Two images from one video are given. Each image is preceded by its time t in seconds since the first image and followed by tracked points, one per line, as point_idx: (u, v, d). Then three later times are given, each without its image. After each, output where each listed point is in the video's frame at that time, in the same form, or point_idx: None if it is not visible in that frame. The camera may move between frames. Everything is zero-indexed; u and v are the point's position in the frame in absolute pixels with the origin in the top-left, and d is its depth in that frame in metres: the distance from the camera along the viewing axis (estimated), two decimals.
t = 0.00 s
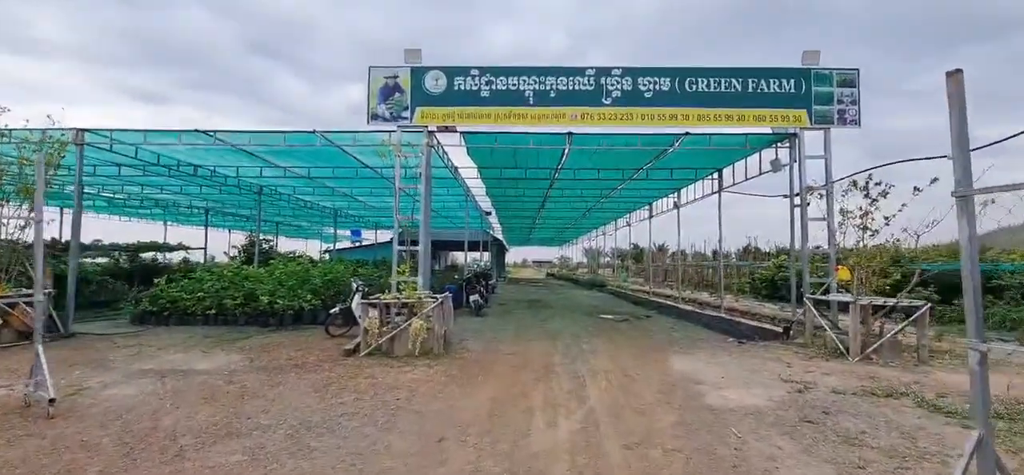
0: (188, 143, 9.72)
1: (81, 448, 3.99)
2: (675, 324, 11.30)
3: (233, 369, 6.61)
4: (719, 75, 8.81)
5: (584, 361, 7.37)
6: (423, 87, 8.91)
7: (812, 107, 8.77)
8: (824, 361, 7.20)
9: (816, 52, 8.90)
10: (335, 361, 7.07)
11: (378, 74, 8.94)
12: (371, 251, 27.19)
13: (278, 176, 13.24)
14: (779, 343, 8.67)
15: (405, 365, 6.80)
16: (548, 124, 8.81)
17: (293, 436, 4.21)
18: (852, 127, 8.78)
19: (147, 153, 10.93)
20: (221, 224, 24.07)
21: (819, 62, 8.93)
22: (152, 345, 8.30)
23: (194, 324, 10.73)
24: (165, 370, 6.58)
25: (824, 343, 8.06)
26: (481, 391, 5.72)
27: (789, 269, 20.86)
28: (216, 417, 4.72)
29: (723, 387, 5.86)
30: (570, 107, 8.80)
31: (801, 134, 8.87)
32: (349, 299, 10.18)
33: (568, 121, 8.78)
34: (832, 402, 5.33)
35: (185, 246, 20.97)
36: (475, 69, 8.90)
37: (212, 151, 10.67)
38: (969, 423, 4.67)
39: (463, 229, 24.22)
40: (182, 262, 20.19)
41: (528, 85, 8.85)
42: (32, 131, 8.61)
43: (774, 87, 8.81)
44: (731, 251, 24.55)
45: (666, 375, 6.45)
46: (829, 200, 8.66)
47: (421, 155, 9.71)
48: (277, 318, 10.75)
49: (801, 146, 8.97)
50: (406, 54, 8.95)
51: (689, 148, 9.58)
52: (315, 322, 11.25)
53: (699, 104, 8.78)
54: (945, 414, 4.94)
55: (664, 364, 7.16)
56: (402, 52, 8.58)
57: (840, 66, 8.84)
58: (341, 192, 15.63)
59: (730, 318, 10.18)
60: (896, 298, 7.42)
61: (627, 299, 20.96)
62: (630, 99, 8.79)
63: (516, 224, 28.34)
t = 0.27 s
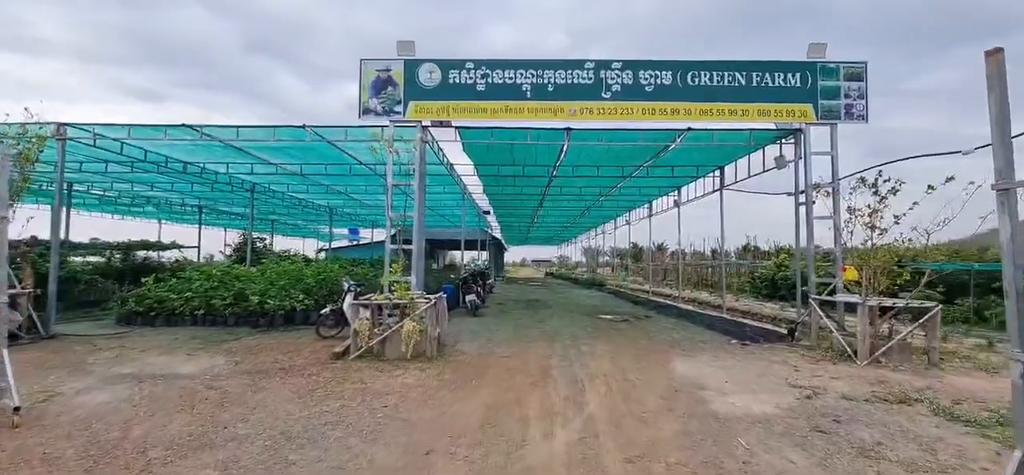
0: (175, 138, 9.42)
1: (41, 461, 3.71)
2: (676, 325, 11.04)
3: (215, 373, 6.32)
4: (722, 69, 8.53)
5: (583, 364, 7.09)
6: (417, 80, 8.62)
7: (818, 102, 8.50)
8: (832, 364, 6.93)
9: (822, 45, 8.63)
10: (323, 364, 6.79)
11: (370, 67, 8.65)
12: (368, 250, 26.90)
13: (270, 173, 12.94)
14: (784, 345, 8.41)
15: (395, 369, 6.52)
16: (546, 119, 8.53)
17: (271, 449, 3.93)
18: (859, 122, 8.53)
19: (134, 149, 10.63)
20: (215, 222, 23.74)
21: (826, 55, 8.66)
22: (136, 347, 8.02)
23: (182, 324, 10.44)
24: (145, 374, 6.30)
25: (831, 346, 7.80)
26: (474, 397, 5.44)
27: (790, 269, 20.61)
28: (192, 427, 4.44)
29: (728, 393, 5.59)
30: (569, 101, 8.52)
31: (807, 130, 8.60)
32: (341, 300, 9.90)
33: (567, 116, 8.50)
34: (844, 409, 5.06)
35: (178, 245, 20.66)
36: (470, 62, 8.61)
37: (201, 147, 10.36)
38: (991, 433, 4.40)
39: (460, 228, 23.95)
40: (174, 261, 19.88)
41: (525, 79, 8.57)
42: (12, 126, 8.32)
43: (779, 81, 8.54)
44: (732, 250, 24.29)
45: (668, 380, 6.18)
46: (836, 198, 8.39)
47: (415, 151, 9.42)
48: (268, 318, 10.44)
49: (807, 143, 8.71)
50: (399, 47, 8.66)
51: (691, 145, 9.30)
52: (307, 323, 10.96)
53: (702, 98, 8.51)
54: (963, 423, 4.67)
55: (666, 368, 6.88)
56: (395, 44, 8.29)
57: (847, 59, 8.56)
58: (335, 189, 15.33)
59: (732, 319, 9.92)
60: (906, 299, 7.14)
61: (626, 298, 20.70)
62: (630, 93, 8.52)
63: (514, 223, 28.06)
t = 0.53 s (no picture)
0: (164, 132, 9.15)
1: None
2: (678, 324, 10.81)
3: (202, 376, 6.08)
4: (728, 62, 8.27)
5: (584, 366, 6.86)
6: (413, 73, 8.36)
7: (827, 96, 8.24)
8: (842, 367, 6.69)
9: (831, 37, 8.38)
10: (315, 366, 6.55)
11: (364, 59, 8.38)
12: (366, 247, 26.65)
13: (264, 168, 12.68)
14: (790, 346, 8.18)
15: (390, 372, 6.28)
16: (546, 112, 8.27)
17: (252, 460, 3.70)
18: (869, 117, 8.24)
19: (124, 144, 10.36)
20: (211, 218, 23.49)
21: (834, 48, 8.40)
22: (123, 347, 7.78)
23: (173, 323, 10.20)
24: (129, 376, 6.06)
25: (840, 347, 7.56)
26: (470, 402, 5.21)
27: (792, 267, 20.38)
28: (171, 435, 4.21)
29: (736, 398, 5.35)
30: (570, 94, 8.26)
31: (815, 124, 8.34)
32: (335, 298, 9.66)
33: (568, 110, 8.24)
34: (858, 416, 4.82)
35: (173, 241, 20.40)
36: (468, 54, 8.34)
37: (192, 142, 10.10)
38: (1016, 443, 4.16)
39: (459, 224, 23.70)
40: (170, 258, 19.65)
41: (524, 71, 8.30)
42: None
43: (787, 74, 8.28)
44: (733, 247, 24.05)
45: (672, 384, 5.94)
46: (844, 195, 8.14)
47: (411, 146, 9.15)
48: (261, 317, 10.19)
49: (815, 138, 8.45)
50: (394, 38, 8.40)
51: (695, 140, 9.05)
52: (301, 322, 10.73)
53: (707, 92, 8.25)
54: (987, 431, 4.43)
55: (670, 370, 6.64)
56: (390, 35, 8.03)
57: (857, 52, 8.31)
58: (331, 185, 15.07)
59: (736, 319, 9.69)
60: (918, 299, 6.89)
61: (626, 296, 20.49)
62: (634, 86, 8.25)
63: (513, 220, 27.83)
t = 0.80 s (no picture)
0: (154, 127, 8.88)
1: None
2: (682, 326, 10.56)
3: (189, 380, 5.82)
4: (736, 55, 8.02)
5: (587, 370, 6.60)
6: (411, 66, 8.10)
7: (838, 91, 7.99)
8: (856, 371, 6.44)
9: (842, 30, 8.13)
10: (308, 370, 6.28)
11: (361, 52, 8.12)
12: (364, 247, 26.39)
13: (260, 166, 12.42)
14: (800, 349, 7.92)
15: (385, 376, 6.02)
16: (548, 108, 8.01)
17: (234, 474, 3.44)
18: (882, 113, 8.00)
19: (114, 140, 10.10)
20: (208, 217, 23.22)
21: (845, 42, 8.15)
22: (110, 349, 7.52)
23: (165, 324, 9.93)
24: (113, 380, 5.80)
25: (852, 350, 7.31)
26: (470, 409, 4.95)
27: (795, 268, 20.15)
28: (150, 445, 3.95)
29: (748, 405, 5.10)
30: (573, 89, 8.00)
31: (826, 120, 8.09)
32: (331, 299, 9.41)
33: (570, 105, 7.99)
34: (880, 424, 4.57)
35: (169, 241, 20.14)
36: (468, 47, 8.08)
37: (185, 138, 9.84)
38: None
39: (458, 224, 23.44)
40: (165, 257, 19.37)
41: (526, 65, 8.04)
42: None
43: (797, 68, 8.03)
44: (735, 248, 23.81)
45: (681, 389, 5.68)
46: (856, 193, 7.89)
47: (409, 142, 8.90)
48: (255, 318, 9.94)
49: (825, 134, 8.20)
50: (392, 30, 8.14)
51: (702, 136, 8.79)
52: (297, 323, 10.46)
53: (714, 86, 7.99)
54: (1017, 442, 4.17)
55: (678, 374, 6.39)
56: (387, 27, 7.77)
57: (869, 46, 8.06)
58: (328, 184, 14.81)
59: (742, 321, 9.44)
60: (935, 301, 6.65)
61: (628, 297, 20.24)
62: (638, 81, 8.00)
63: (514, 220, 27.58)
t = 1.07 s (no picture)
0: (144, 126, 8.63)
1: None
2: (685, 329, 10.34)
3: (176, 389, 5.57)
4: (743, 51, 7.79)
5: (590, 377, 6.37)
6: (408, 63, 7.86)
7: (847, 88, 7.76)
8: (869, 378, 6.21)
9: (852, 26, 7.91)
10: (300, 377, 6.04)
11: (356, 48, 7.87)
12: (362, 247, 26.14)
13: (255, 166, 12.18)
14: (808, 354, 7.70)
15: (381, 384, 5.78)
16: (549, 105, 7.77)
17: None
18: (892, 111, 7.77)
19: (103, 139, 9.84)
20: (204, 218, 22.94)
21: (855, 37, 7.92)
22: (96, 355, 7.27)
23: (156, 328, 9.69)
24: (95, 389, 5.54)
25: (863, 356, 7.08)
26: (469, 421, 4.71)
27: (796, 268, 19.99)
28: (129, 463, 3.71)
29: (760, 416, 4.87)
30: (574, 86, 7.76)
31: (835, 118, 7.86)
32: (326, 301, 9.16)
33: (572, 103, 7.75)
34: (900, 437, 4.34)
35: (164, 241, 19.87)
36: (466, 43, 7.84)
37: (177, 137, 9.60)
38: None
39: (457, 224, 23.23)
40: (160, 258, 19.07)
41: (526, 62, 7.81)
42: None
43: (805, 64, 7.80)
44: (736, 248, 23.65)
45: (689, 398, 5.45)
46: (866, 194, 7.68)
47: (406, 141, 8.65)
48: (249, 322, 9.71)
49: (834, 133, 7.97)
50: (388, 26, 7.89)
51: (707, 135, 8.56)
52: (292, 326, 10.22)
53: (720, 84, 7.76)
54: None
55: (685, 381, 6.15)
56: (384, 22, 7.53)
57: (879, 42, 7.84)
58: (324, 183, 14.56)
59: (747, 324, 9.22)
60: (950, 306, 6.43)
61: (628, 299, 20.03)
62: (642, 78, 7.76)
63: (513, 220, 27.36)
